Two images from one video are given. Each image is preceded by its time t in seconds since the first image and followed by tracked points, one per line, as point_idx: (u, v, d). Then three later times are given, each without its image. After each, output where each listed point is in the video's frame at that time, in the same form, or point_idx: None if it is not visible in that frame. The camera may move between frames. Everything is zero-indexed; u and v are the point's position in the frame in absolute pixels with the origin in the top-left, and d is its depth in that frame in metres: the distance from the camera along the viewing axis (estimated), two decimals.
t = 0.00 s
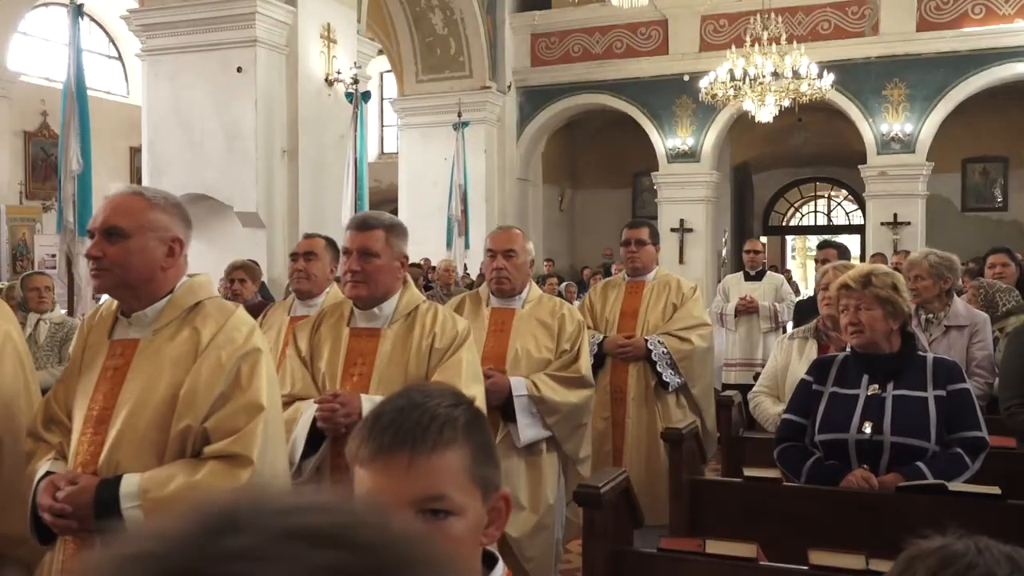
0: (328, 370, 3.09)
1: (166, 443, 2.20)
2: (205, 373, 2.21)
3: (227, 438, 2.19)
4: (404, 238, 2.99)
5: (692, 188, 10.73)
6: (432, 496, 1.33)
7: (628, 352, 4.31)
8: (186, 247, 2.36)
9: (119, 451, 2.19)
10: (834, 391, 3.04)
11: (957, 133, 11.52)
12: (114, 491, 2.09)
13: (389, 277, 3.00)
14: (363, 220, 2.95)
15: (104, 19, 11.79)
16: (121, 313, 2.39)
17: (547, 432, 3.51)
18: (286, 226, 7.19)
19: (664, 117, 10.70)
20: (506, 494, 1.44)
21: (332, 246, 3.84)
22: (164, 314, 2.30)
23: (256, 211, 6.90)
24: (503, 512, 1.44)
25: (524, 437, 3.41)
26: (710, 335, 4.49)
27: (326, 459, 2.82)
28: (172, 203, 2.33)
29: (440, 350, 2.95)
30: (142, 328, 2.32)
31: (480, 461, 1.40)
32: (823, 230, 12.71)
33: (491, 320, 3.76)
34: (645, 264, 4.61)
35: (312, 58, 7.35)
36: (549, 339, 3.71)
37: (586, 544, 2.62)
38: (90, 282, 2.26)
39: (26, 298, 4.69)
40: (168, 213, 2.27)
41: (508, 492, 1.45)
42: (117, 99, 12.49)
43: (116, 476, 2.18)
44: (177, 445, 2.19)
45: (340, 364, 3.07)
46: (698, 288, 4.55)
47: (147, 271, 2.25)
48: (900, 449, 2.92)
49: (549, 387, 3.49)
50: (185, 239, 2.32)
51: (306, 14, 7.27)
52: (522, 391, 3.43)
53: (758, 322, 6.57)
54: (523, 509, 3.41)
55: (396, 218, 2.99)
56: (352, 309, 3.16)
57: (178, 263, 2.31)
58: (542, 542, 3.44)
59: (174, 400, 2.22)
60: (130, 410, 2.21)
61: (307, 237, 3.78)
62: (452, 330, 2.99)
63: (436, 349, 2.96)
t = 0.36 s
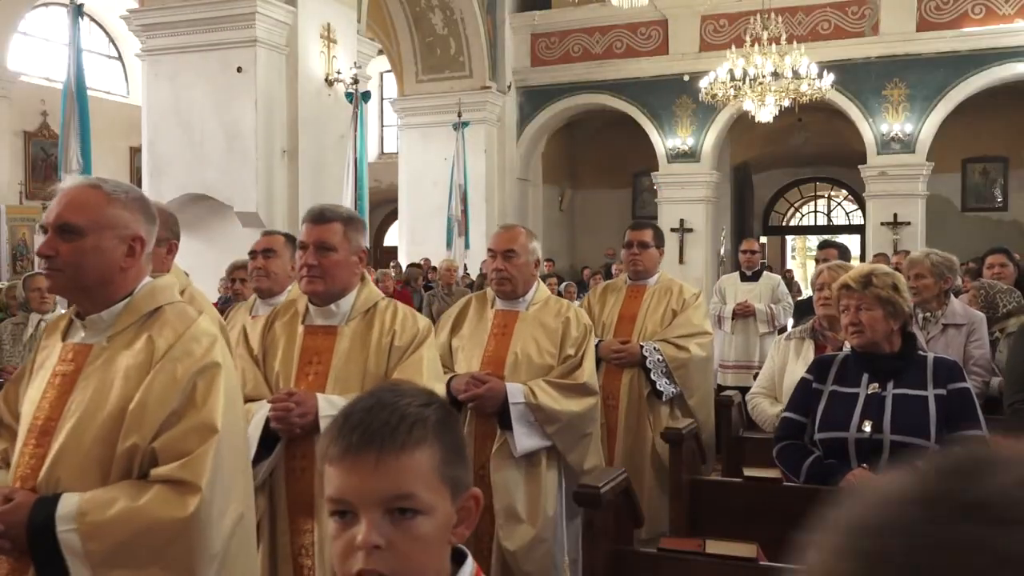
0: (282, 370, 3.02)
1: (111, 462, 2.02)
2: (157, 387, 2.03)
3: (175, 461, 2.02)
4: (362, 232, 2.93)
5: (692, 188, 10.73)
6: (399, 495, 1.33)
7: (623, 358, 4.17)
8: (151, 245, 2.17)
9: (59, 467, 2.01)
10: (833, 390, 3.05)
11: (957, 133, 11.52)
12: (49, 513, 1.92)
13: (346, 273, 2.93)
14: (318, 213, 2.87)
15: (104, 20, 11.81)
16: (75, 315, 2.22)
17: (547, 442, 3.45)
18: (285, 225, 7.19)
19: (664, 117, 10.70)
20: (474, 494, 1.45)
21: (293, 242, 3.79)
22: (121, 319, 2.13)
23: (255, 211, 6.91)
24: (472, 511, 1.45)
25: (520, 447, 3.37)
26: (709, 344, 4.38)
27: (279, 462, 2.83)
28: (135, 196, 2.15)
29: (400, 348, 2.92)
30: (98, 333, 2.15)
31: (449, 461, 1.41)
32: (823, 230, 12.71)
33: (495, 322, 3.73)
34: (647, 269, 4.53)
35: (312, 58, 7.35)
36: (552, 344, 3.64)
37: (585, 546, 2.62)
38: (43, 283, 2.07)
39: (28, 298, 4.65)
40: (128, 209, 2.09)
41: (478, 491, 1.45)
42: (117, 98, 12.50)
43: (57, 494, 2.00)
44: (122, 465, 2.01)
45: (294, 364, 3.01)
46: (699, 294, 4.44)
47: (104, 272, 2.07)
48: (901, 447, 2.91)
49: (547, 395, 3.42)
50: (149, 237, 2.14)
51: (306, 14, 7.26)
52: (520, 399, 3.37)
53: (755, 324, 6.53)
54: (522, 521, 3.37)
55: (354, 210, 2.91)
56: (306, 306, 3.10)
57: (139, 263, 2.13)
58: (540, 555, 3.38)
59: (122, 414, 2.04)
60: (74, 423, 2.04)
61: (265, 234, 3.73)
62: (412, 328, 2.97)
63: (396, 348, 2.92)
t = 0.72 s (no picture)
0: (255, 376, 2.93)
1: (78, 479, 1.91)
2: (132, 400, 1.92)
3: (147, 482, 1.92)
4: (334, 232, 2.82)
5: (692, 188, 10.73)
6: (359, 486, 1.33)
7: (625, 359, 4.18)
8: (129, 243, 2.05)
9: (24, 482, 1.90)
10: (833, 390, 3.05)
11: (957, 133, 11.52)
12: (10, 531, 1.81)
13: (319, 276, 2.84)
14: (289, 214, 2.77)
15: (105, 20, 11.82)
16: (46, 315, 2.09)
17: (534, 449, 3.42)
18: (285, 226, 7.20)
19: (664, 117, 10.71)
20: (441, 486, 1.43)
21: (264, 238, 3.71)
22: (94, 324, 2.01)
23: (255, 211, 6.91)
24: (439, 504, 1.43)
25: (505, 455, 3.33)
26: (713, 345, 4.35)
27: (253, 471, 2.77)
28: (114, 193, 2.03)
29: (376, 352, 2.82)
30: (68, 337, 2.02)
31: (412, 453, 1.39)
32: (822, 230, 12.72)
33: (479, 325, 3.66)
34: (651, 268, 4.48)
35: (312, 58, 7.35)
36: (540, 348, 3.60)
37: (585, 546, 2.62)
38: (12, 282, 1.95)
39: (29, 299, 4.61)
40: (106, 205, 1.97)
41: (444, 483, 1.44)
42: (118, 98, 12.52)
43: (18, 510, 1.89)
44: (89, 483, 1.91)
45: (267, 368, 2.92)
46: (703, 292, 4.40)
47: (77, 272, 1.96)
48: (899, 446, 2.92)
49: (533, 402, 3.37)
50: (128, 235, 2.02)
51: (306, 14, 7.27)
52: (504, 405, 3.33)
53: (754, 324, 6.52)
54: (510, 531, 3.36)
55: (326, 210, 2.82)
56: (277, 308, 2.98)
57: (116, 263, 2.01)
58: (529, 565, 3.36)
59: (93, 428, 1.93)
60: (41, 435, 1.92)
61: (244, 233, 3.67)
62: (387, 331, 2.87)
63: (371, 353, 2.82)
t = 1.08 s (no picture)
0: (235, 383, 2.78)
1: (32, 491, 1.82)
2: (89, 408, 1.85)
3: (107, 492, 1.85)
4: (318, 233, 2.66)
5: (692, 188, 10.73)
6: (333, 490, 1.33)
7: (617, 364, 4.10)
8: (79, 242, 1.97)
9: None
10: (834, 390, 3.05)
11: (957, 133, 11.51)
12: None
13: (301, 280, 2.66)
14: (271, 214, 2.62)
15: (105, 19, 11.81)
16: None
17: (507, 444, 3.33)
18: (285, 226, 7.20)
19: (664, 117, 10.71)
20: (423, 491, 1.42)
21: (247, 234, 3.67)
22: (45, 329, 1.92)
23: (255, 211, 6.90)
24: (422, 510, 1.42)
25: (480, 451, 3.24)
26: (706, 348, 4.23)
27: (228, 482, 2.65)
28: (62, 190, 1.95)
29: (359, 360, 2.65)
30: (16, 343, 1.93)
31: (392, 458, 1.38)
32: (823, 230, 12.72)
33: (441, 323, 3.55)
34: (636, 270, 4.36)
35: (312, 58, 7.35)
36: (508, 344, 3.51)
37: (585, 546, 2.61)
38: None
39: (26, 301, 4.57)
40: (54, 205, 1.90)
41: (426, 488, 1.43)
42: (118, 98, 12.52)
43: None
44: (45, 497, 1.81)
45: (246, 375, 2.76)
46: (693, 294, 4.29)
47: (25, 274, 1.88)
48: (900, 446, 2.92)
49: (506, 393, 3.30)
50: (78, 234, 1.94)
51: (306, 14, 7.26)
52: (477, 399, 3.24)
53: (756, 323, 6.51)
54: (480, 533, 3.27)
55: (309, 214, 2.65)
56: (260, 313, 2.83)
57: (66, 265, 1.93)
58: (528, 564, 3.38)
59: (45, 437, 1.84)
60: None
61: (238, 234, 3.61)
62: (372, 338, 2.69)
63: (354, 361, 2.65)
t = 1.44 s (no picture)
0: (216, 381, 2.60)
1: None
2: None
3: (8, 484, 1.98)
4: (311, 227, 2.49)
5: (692, 188, 10.73)
6: (295, 490, 1.31)
7: (592, 363, 3.89)
8: None
9: None
10: (834, 390, 3.05)
11: (957, 133, 11.51)
12: None
13: (290, 275, 2.49)
14: (261, 205, 2.45)
15: (104, 19, 11.80)
16: None
17: (483, 443, 3.08)
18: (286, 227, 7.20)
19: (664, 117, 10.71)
20: (394, 492, 1.39)
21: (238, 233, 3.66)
22: None
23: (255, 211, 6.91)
24: (394, 511, 1.39)
25: (456, 451, 2.98)
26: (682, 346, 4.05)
27: (206, 485, 2.52)
28: None
29: (346, 362, 2.48)
30: None
31: (358, 456, 1.35)
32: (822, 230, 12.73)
33: (412, 321, 3.30)
34: (609, 269, 4.16)
35: (312, 58, 7.35)
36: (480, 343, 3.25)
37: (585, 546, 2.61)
38: None
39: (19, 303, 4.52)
40: None
41: (398, 489, 1.40)
42: (118, 98, 12.52)
43: None
44: None
45: (229, 373, 2.59)
46: (669, 292, 4.10)
47: None
48: (900, 445, 2.92)
49: (481, 391, 3.04)
50: None
51: (306, 14, 7.27)
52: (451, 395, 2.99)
53: (756, 325, 6.55)
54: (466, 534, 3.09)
55: (308, 206, 2.50)
56: (248, 309, 2.65)
57: None
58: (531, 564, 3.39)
59: None
60: None
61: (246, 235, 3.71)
62: (362, 338, 2.52)
63: (340, 362, 2.48)
